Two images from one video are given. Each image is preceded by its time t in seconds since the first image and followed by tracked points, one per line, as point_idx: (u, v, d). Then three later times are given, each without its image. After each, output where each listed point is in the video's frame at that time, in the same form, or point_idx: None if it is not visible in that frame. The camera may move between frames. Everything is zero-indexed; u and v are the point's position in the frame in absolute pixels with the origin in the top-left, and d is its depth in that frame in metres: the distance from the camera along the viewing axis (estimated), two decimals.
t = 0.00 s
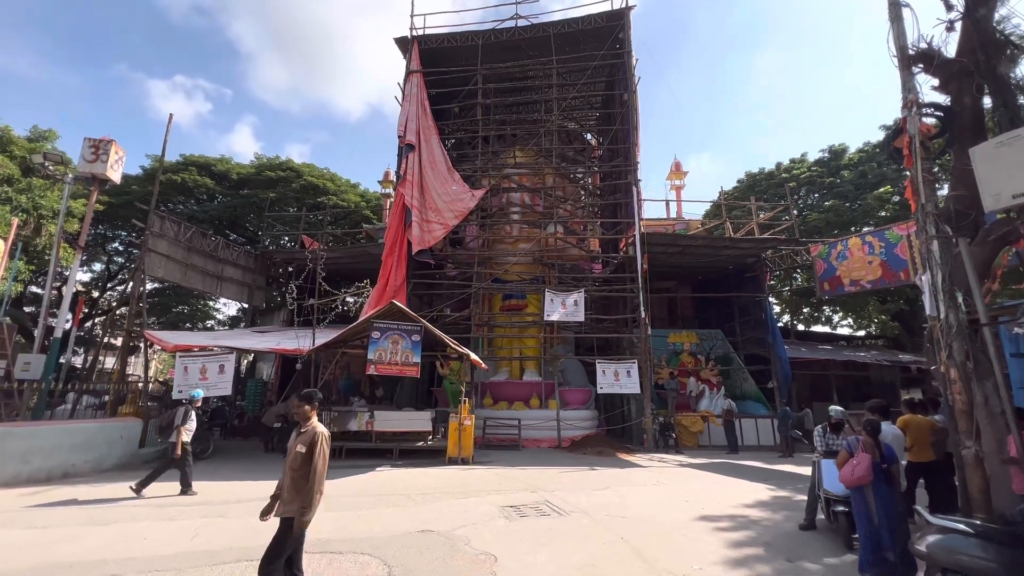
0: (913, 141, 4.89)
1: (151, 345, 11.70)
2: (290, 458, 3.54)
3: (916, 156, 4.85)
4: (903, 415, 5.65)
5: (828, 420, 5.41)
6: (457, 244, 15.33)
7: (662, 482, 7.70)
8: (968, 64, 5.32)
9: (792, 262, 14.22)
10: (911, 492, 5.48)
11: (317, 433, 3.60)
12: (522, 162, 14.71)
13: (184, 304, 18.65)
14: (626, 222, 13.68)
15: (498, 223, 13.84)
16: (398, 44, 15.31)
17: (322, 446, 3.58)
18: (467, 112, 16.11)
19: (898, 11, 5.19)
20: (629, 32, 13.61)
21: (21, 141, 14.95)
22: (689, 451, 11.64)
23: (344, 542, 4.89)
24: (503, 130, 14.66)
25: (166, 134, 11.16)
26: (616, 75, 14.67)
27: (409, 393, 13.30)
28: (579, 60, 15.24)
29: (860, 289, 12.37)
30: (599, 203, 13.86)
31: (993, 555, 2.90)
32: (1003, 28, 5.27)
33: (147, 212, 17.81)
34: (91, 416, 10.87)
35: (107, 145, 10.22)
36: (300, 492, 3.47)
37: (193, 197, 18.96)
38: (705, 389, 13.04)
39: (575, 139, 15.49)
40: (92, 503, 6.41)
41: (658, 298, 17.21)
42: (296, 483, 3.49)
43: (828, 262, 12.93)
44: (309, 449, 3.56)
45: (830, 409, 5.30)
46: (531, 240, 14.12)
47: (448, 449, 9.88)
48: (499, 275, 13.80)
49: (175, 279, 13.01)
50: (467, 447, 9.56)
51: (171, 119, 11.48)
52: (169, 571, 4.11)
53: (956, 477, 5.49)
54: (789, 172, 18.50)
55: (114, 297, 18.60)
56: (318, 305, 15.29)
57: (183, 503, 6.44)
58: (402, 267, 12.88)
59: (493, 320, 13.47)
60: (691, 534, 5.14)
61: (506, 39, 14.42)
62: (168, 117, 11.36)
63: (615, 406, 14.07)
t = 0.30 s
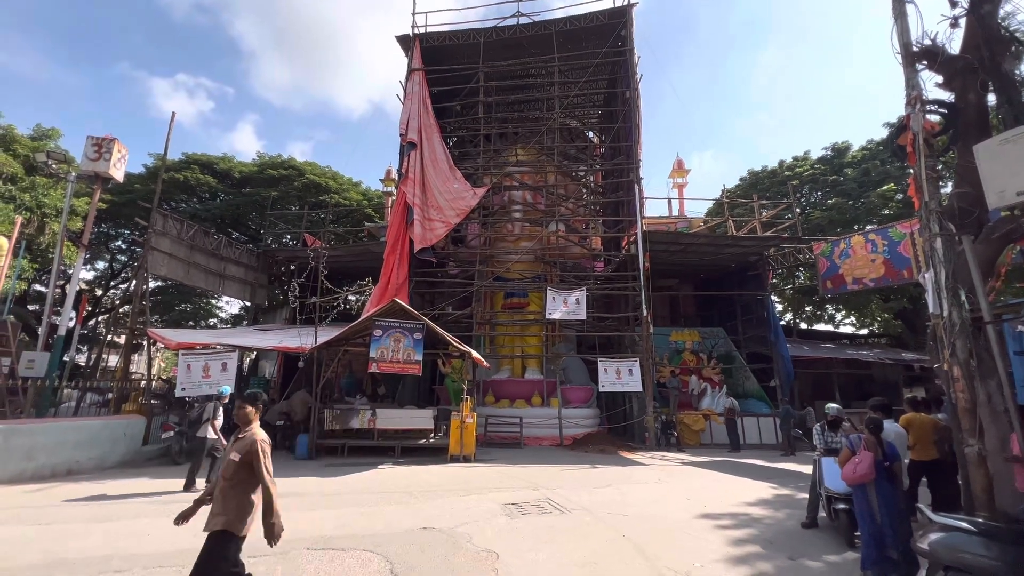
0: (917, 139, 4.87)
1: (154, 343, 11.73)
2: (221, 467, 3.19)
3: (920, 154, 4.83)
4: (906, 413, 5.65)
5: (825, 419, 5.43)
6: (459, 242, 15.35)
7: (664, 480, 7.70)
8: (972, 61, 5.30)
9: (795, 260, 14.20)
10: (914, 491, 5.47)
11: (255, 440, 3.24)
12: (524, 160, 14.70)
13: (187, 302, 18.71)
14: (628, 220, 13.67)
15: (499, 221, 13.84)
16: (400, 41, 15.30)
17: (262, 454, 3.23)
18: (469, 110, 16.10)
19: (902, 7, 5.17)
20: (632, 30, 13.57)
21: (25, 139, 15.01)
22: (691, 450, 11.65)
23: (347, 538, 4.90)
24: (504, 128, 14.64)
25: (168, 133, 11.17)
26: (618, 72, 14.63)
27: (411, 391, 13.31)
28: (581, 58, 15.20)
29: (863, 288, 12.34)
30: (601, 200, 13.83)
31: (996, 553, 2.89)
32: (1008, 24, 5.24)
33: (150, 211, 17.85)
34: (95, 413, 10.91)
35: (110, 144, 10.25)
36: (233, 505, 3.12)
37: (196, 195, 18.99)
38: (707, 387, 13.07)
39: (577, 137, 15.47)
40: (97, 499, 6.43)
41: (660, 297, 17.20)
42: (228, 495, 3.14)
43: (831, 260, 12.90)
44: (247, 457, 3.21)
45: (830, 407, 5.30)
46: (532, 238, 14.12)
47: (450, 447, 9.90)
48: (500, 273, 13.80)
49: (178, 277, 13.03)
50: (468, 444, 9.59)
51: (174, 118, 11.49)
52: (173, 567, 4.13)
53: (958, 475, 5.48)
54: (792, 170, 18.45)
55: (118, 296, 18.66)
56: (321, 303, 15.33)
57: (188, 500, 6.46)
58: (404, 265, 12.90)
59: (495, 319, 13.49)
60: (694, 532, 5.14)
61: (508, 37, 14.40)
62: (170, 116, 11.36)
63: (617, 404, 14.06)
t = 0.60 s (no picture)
0: (921, 137, 4.85)
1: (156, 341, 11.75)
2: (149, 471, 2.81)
3: (923, 152, 4.81)
4: (908, 412, 5.64)
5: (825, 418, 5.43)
6: (461, 241, 15.36)
7: (666, 478, 7.70)
8: (977, 59, 5.26)
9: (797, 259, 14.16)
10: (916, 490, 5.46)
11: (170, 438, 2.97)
12: (525, 159, 14.68)
13: (189, 301, 18.75)
14: (630, 219, 13.66)
15: (501, 220, 13.84)
16: (402, 40, 15.29)
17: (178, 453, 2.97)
18: (470, 109, 16.10)
19: (905, 4, 5.14)
20: (633, 28, 13.54)
21: (28, 138, 15.05)
22: (692, 449, 11.64)
23: (349, 536, 4.91)
24: (506, 127, 14.63)
25: (170, 131, 11.17)
26: (620, 71, 14.60)
27: (413, 389, 13.33)
28: (583, 56, 15.17)
29: (866, 287, 12.30)
30: (603, 199, 13.82)
31: (999, 552, 2.89)
32: (1012, 22, 5.21)
33: (152, 209, 17.88)
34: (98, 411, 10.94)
35: (113, 142, 10.26)
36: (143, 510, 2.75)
37: (198, 194, 19.02)
38: (709, 386, 13.05)
39: (579, 136, 15.44)
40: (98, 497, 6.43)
41: (661, 296, 17.19)
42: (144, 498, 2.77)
43: (833, 259, 12.86)
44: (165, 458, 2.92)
45: (831, 406, 5.30)
46: (534, 237, 14.10)
47: (451, 445, 9.91)
48: (502, 272, 13.77)
49: (180, 275, 13.05)
50: (470, 442, 9.62)
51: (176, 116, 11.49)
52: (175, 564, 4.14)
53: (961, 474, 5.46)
54: (794, 169, 18.40)
55: (121, 294, 18.71)
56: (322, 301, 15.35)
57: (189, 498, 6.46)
58: (406, 264, 12.91)
59: (496, 317, 13.49)
60: (695, 530, 5.13)
61: (510, 36, 14.38)
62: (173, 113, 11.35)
63: (618, 404, 14.06)
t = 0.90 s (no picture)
0: (922, 135, 4.85)
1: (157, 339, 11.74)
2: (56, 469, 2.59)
3: (924, 150, 4.81)
4: (908, 411, 5.65)
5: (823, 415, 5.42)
6: (461, 240, 15.36)
7: (666, 477, 7.70)
8: (978, 57, 5.26)
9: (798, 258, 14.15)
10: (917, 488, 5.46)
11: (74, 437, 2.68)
12: (526, 158, 14.68)
13: (190, 300, 18.76)
14: (630, 218, 13.66)
15: (502, 219, 13.85)
16: (402, 39, 15.28)
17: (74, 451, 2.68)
18: (471, 108, 16.09)
19: (906, 2, 5.14)
20: (634, 28, 13.52)
21: (28, 137, 15.04)
22: (692, 448, 11.64)
23: (350, 534, 4.91)
24: (507, 126, 14.61)
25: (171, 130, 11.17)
26: (620, 70, 14.58)
27: (413, 388, 13.34)
28: (584, 55, 15.17)
29: (866, 286, 12.29)
30: (603, 198, 13.82)
31: (1000, 550, 2.89)
32: (1014, 21, 5.20)
33: (153, 208, 17.88)
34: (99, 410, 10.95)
35: (113, 141, 10.26)
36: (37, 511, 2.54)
37: (198, 193, 19.03)
38: (709, 385, 13.05)
39: (580, 135, 15.42)
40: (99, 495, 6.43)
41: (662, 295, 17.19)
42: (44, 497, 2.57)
43: (834, 259, 12.86)
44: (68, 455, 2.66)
45: (830, 404, 5.30)
46: (534, 236, 14.10)
47: (451, 444, 9.92)
48: (502, 271, 13.75)
49: (180, 274, 13.06)
50: (470, 441, 9.63)
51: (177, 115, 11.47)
52: (175, 562, 4.14)
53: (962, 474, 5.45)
54: (795, 169, 18.39)
55: (122, 293, 18.72)
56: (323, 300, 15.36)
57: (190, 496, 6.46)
58: (406, 263, 12.91)
59: (496, 316, 13.51)
60: (695, 529, 5.14)
61: (511, 35, 14.38)
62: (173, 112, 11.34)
63: (618, 403, 14.06)
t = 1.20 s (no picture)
0: (921, 132, 4.85)
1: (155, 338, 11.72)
2: None
3: (923, 147, 4.81)
4: (907, 408, 5.67)
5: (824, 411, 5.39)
6: (460, 238, 15.36)
7: (665, 475, 7.71)
8: (977, 55, 5.27)
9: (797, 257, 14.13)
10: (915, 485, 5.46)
11: None
12: (525, 156, 14.67)
13: (188, 299, 18.75)
14: (629, 217, 13.66)
15: (501, 218, 13.84)
16: (401, 37, 15.27)
17: None
18: (470, 107, 16.09)
19: None
20: (633, 26, 13.52)
21: (26, 136, 15.01)
22: (691, 447, 11.66)
23: (350, 532, 4.92)
24: (505, 124, 14.60)
25: (169, 129, 11.15)
26: (620, 68, 14.57)
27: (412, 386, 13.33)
28: (583, 54, 15.16)
29: (865, 285, 12.31)
30: (602, 197, 13.82)
31: (998, 546, 2.90)
32: (1013, 19, 5.21)
33: (151, 207, 17.84)
34: (97, 408, 10.94)
35: (111, 139, 10.24)
36: None
37: (196, 192, 19.01)
38: (708, 384, 13.04)
39: (579, 134, 15.42)
40: (98, 493, 6.43)
41: (661, 294, 17.20)
42: None
43: (832, 257, 12.87)
44: None
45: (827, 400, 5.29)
46: (533, 235, 14.10)
47: (450, 443, 9.94)
48: (501, 270, 13.74)
49: (179, 273, 13.04)
50: (469, 440, 9.64)
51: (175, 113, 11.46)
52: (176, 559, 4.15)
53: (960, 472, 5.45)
54: (794, 167, 18.41)
55: (120, 292, 18.71)
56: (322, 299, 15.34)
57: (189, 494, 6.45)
58: (405, 261, 12.89)
59: (496, 315, 13.52)
60: (694, 526, 5.14)
61: (510, 33, 14.36)
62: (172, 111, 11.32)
63: (617, 401, 14.06)
